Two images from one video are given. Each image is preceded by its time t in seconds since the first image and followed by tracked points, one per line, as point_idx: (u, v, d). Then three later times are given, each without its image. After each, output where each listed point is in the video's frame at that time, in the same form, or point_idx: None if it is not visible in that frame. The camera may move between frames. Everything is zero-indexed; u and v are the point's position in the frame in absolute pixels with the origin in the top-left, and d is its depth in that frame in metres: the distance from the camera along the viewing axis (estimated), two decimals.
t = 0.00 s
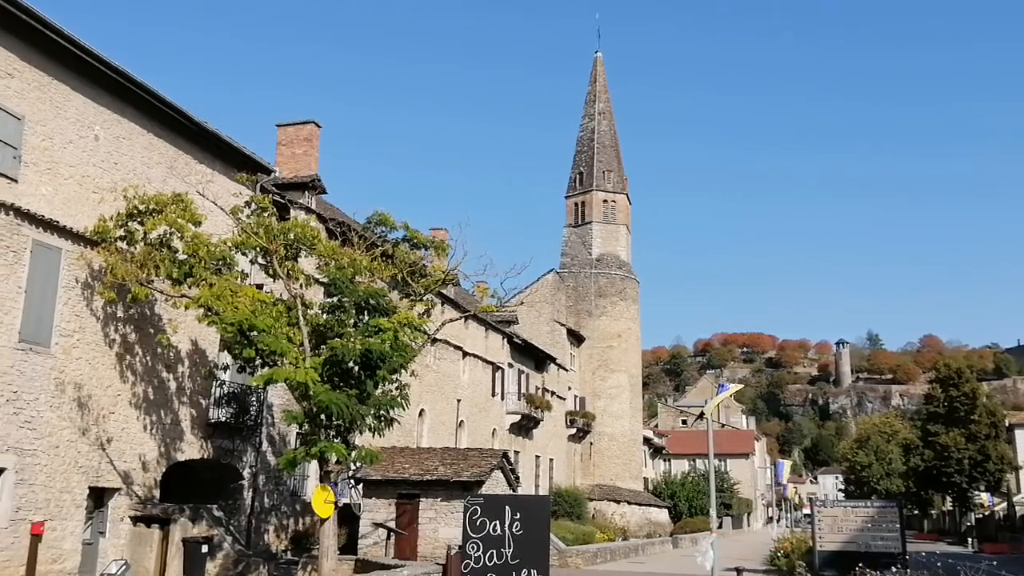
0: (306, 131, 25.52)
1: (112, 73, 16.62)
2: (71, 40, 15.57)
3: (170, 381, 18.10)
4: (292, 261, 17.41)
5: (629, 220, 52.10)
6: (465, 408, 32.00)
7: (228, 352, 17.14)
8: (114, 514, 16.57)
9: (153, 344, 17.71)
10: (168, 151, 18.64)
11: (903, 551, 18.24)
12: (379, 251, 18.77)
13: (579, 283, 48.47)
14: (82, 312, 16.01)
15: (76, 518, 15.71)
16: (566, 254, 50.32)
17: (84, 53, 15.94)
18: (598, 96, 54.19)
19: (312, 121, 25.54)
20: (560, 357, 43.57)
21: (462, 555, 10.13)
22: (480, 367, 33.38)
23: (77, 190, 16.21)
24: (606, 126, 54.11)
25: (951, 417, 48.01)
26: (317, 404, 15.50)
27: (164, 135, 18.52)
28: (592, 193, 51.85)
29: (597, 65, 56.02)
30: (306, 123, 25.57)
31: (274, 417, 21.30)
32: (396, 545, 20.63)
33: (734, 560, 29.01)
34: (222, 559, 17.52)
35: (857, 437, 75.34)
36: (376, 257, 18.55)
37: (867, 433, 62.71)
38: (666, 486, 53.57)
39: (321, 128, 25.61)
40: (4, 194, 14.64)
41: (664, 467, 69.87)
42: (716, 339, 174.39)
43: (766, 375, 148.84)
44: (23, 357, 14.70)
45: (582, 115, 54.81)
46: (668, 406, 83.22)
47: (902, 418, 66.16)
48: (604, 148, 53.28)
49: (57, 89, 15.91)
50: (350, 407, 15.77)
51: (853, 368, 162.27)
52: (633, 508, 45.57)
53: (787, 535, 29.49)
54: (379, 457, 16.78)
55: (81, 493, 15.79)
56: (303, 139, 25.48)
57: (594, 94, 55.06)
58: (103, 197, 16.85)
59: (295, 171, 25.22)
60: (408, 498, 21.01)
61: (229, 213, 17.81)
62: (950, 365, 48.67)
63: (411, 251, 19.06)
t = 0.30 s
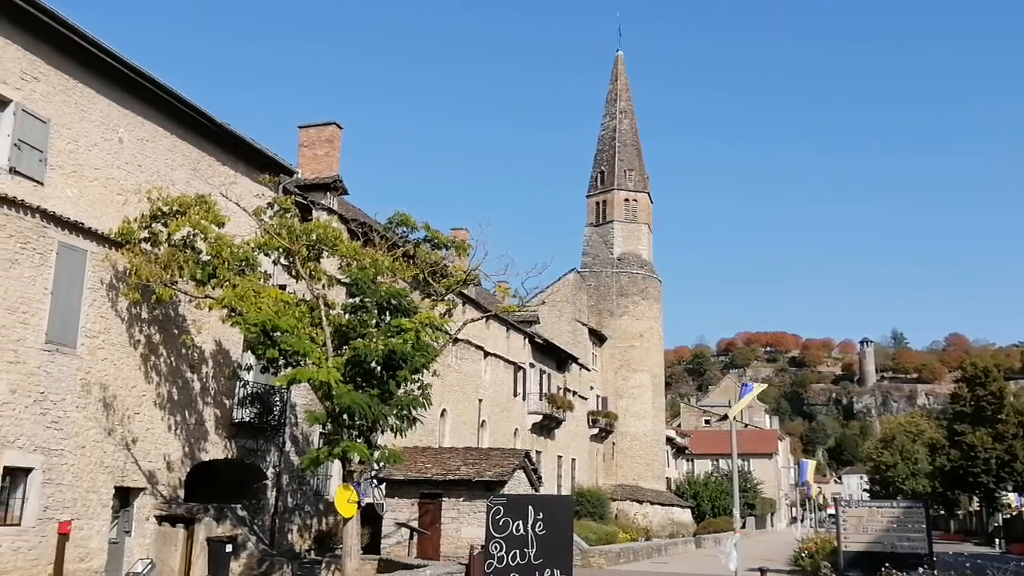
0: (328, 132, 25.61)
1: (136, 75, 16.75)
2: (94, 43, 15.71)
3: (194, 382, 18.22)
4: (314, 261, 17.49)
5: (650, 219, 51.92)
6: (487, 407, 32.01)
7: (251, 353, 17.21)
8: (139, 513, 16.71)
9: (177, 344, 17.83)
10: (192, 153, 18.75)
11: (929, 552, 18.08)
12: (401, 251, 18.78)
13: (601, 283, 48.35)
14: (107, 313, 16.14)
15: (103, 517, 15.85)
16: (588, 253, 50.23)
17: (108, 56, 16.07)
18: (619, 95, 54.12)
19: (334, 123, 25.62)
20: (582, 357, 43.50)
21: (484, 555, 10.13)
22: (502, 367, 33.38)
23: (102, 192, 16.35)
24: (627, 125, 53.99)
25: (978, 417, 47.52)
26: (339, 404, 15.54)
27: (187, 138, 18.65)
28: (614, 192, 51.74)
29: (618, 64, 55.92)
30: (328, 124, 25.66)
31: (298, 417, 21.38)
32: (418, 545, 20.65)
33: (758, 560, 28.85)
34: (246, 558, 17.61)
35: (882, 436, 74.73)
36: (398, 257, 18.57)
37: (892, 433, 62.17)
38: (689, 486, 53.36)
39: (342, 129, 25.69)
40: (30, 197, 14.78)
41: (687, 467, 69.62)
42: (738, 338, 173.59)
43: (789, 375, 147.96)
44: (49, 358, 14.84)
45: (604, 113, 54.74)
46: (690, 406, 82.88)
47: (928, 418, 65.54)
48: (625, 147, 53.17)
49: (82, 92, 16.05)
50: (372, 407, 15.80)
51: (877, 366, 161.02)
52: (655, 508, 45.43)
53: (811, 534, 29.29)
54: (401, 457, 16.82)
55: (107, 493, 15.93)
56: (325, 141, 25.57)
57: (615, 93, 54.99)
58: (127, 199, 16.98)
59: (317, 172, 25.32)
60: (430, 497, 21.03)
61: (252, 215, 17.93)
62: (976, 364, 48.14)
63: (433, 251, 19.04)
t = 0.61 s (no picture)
0: (350, 133, 25.73)
1: (161, 78, 16.90)
2: (119, 46, 15.87)
3: (220, 382, 18.35)
4: (338, 262, 17.57)
5: (673, 218, 51.74)
6: (510, 407, 32.03)
7: (275, 352, 17.30)
8: (166, 512, 16.86)
9: (203, 345, 17.97)
10: (216, 155, 18.89)
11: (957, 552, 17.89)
12: (423, 251, 18.82)
13: (624, 282, 48.25)
14: (133, 314, 16.29)
15: (131, 516, 16.01)
16: (610, 252, 50.14)
17: (133, 59, 16.22)
18: (642, 93, 54.04)
19: (356, 124, 25.72)
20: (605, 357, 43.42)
21: (509, 554, 10.13)
22: (525, 366, 33.39)
23: (127, 194, 16.49)
24: (650, 123, 53.85)
25: (1007, 416, 46.96)
26: (363, 404, 15.60)
27: (212, 140, 18.79)
28: (636, 191, 51.60)
29: (640, 62, 55.78)
30: (350, 125, 25.76)
31: (322, 417, 21.50)
32: (442, 544, 20.72)
33: (783, 560, 28.69)
34: (271, 557, 17.72)
35: (909, 436, 74.01)
36: (420, 257, 18.64)
37: (919, 432, 61.61)
38: (713, 485, 53.11)
39: (365, 130, 25.78)
40: (57, 200, 14.95)
41: (711, 467, 69.34)
42: (763, 337, 172.69)
43: (814, 374, 146.97)
44: (77, 359, 15.00)
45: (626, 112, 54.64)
46: (714, 405, 82.56)
47: (956, 417, 64.88)
48: (647, 145, 53.03)
49: (107, 96, 16.22)
50: (395, 407, 15.85)
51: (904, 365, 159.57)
52: (680, 508, 45.27)
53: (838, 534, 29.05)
54: (425, 456, 16.85)
55: (134, 492, 16.08)
56: (348, 142, 25.68)
57: (637, 91, 54.87)
58: (153, 201, 17.13)
59: (340, 173, 25.44)
60: (454, 497, 21.08)
61: (276, 216, 18.04)
62: (1005, 362, 47.55)
63: (455, 251, 19.09)
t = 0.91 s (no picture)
0: (373, 135, 25.83)
1: (186, 82, 17.04)
2: (145, 50, 16.02)
3: (245, 382, 18.48)
4: (361, 262, 17.65)
5: (697, 217, 51.52)
6: (533, 407, 32.02)
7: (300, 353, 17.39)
8: (192, 512, 17.01)
9: (228, 345, 18.09)
10: (241, 157, 19.01)
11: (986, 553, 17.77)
12: (446, 252, 18.84)
13: (647, 281, 48.12)
14: (160, 315, 16.44)
15: (158, 516, 16.15)
16: (634, 252, 50.01)
17: (158, 63, 16.37)
18: (664, 92, 53.89)
19: (379, 125, 25.82)
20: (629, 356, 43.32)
21: (533, 555, 10.14)
22: (548, 366, 33.36)
23: (154, 197, 16.64)
24: (673, 121, 53.66)
25: None
26: (386, 405, 15.68)
27: (236, 142, 18.91)
28: (660, 190, 51.44)
29: (662, 61, 55.61)
30: (373, 127, 25.86)
31: (346, 417, 21.59)
32: (466, 544, 20.76)
33: (809, 561, 28.50)
34: (296, 557, 17.81)
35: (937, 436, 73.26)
36: (443, 258, 18.67)
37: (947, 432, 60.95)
38: (738, 485, 52.83)
39: (388, 131, 25.86)
40: (84, 203, 15.11)
41: (736, 467, 68.98)
42: (788, 336, 171.62)
43: (840, 373, 145.84)
44: (105, 360, 15.16)
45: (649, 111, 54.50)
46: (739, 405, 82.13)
47: (985, 416, 64.12)
48: (670, 144, 52.85)
49: (133, 99, 16.37)
50: (419, 407, 15.91)
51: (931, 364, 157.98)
52: (705, 508, 45.05)
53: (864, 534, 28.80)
54: (449, 456, 16.89)
55: (161, 492, 16.22)
56: (371, 143, 25.77)
57: (660, 90, 54.72)
58: (179, 203, 17.26)
59: (364, 174, 25.53)
60: (478, 497, 21.10)
61: (301, 217, 18.16)
62: None
63: (478, 251, 19.10)
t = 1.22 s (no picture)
0: (395, 138, 25.91)
1: (209, 87, 17.16)
2: (169, 56, 16.16)
3: (269, 385, 18.58)
4: (384, 266, 17.71)
5: (720, 218, 51.29)
6: (556, 410, 31.99)
7: (323, 356, 17.46)
8: (217, 514, 17.09)
9: (252, 348, 18.20)
10: (264, 161, 19.13)
11: (1015, 557, 17.68)
12: (467, 255, 18.85)
13: (670, 283, 47.98)
14: (184, 318, 16.56)
15: (183, 518, 16.25)
16: (657, 253, 49.87)
17: (182, 69, 16.51)
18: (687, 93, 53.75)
19: (401, 129, 25.90)
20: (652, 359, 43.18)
21: (555, 557, 10.10)
22: (570, 369, 33.30)
23: (178, 201, 16.78)
24: (696, 122, 53.50)
25: None
26: (409, 407, 15.74)
27: (259, 146, 19.03)
28: (682, 192, 51.28)
29: (685, 62, 55.45)
30: (395, 130, 25.95)
31: (369, 419, 21.67)
32: (489, 547, 20.75)
33: (834, 565, 28.28)
34: (320, 559, 17.92)
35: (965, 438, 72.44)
36: (465, 260, 18.69)
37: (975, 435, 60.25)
38: (762, 488, 52.52)
39: (409, 135, 25.95)
40: (110, 207, 15.26)
41: (760, 469, 68.58)
42: (813, 338, 170.50)
43: (866, 375, 144.60)
44: (130, 363, 15.29)
45: (671, 112, 54.37)
46: (764, 407, 81.68)
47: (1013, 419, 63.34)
48: (693, 145, 52.68)
49: (157, 104, 16.52)
50: (442, 409, 15.95)
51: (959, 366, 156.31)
52: (729, 511, 44.82)
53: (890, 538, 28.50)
54: (471, 459, 16.91)
55: (186, 494, 16.33)
56: (393, 146, 25.86)
57: (682, 91, 54.59)
58: (203, 207, 17.39)
59: (386, 177, 25.62)
60: (501, 499, 21.10)
61: (323, 221, 18.25)
62: None
63: (499, 254, 19.09)
